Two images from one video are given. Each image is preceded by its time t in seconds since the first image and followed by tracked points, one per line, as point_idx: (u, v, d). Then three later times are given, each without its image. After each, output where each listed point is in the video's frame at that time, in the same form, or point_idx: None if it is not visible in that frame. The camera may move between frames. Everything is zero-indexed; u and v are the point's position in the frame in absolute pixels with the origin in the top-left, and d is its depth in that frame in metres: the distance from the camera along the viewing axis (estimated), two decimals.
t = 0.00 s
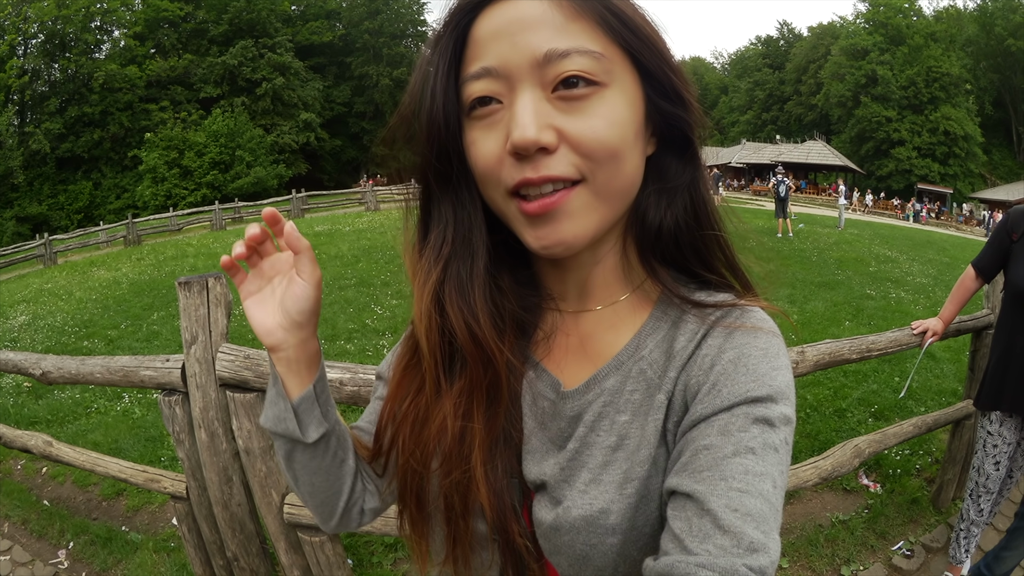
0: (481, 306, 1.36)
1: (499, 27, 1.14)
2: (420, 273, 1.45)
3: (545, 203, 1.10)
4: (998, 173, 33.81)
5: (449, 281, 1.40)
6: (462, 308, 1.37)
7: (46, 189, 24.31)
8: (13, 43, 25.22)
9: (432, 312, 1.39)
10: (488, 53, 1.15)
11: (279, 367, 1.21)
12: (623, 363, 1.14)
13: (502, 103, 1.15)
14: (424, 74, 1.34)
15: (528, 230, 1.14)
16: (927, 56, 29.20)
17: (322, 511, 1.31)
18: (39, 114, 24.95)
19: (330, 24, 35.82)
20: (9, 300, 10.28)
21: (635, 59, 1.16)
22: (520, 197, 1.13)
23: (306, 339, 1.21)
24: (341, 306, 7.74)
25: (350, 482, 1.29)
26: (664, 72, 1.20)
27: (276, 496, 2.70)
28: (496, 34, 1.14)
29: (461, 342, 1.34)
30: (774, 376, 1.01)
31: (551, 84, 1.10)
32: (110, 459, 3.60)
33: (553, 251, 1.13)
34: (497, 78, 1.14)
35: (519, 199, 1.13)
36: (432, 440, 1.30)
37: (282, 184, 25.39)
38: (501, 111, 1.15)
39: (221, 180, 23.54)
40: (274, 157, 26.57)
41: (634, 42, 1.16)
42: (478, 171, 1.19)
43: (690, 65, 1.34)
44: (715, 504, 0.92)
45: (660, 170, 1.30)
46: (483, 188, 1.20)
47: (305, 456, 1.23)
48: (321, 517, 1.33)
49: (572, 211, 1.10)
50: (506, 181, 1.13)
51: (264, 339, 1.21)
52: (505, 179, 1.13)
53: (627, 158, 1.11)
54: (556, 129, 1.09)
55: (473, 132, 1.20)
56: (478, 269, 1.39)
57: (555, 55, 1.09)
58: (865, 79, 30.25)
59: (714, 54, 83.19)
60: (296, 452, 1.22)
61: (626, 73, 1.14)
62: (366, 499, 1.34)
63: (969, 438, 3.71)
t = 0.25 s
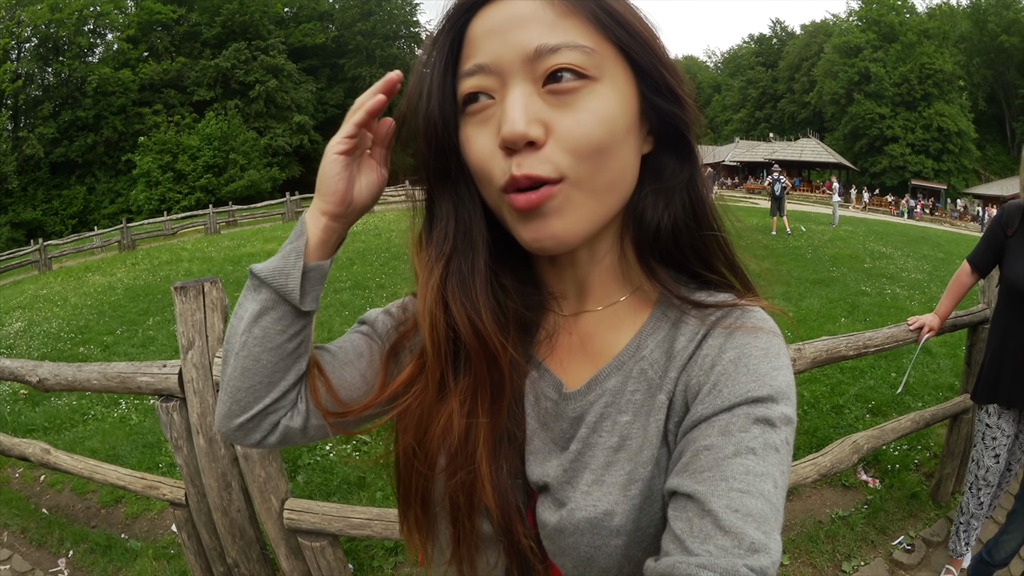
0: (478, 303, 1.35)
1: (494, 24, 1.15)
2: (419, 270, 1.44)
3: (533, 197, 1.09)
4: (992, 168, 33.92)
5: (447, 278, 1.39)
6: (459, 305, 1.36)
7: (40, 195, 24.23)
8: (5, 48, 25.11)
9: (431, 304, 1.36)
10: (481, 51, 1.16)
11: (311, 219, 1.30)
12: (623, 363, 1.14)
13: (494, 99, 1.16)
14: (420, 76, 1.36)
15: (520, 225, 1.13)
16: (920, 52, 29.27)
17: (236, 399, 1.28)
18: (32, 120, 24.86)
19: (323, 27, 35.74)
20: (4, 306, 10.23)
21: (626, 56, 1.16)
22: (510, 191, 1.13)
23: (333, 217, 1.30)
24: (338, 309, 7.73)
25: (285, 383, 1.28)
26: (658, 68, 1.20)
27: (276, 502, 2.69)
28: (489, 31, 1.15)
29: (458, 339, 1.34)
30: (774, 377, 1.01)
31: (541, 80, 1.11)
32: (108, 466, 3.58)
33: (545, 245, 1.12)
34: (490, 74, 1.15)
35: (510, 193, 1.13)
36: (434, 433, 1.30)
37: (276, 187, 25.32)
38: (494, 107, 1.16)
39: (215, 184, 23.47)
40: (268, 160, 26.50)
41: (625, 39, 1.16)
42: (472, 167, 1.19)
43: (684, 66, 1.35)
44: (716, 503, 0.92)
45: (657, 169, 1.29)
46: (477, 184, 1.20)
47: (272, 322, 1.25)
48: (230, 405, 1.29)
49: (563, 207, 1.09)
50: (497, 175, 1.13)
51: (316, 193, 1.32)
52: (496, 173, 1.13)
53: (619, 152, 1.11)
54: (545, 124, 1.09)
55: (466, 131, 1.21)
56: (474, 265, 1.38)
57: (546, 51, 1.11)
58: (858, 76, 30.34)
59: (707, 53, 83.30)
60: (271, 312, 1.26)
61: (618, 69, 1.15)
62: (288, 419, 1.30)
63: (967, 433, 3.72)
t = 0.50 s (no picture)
0: (481, 298, 1.35)
1: (509, 22, 1.17)
2: (423, 263, 1.44)
3: (535, 188, 1.10)
4: (991, 174, 33.99)
5: (450, 272, 1.39)
6: (460, 298, 1.35)
7: (40, 198, 24.28)
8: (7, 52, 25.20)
9: (436, 294, 1.35)
10: (493, 46, 1.18)
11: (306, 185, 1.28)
12: (625, 365, 1.14)
13: (503, 93, 1.17)
14: (435, 73, 1.38)
15: (520, 217, 1.13)
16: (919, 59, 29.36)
17: (224, 375, 1.23)
18: (33, 123, 24.94)
19: (324, 32, 35.89)
20: (4, 309, 10.23)
21: (634, 60, 1.17)
22: (512, 180, 1.12)
23: (332, 187, 1.28)
24: (337, 314, 7.73)
25: (276, 360, 1.23)
26: (663, 73, 1.21)
27: (275, 505, 2.68)
28: (501, 28, 1.17)
29: (461, 332, 1.34)
30: (775, 379, 1.02)
31: (550, 76, 1.12)
32: (108, 468, 3.58)
33: (545, 238, 1.12)
34: (501, 68, 1.16)
35: (512, 183, 1.13)
36: (438, 428, 1.29)
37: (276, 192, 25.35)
38: (502, 100, 1.16)
39: (215, 188, 23.51)
40: (268, 165, 26.55)
41: (633, 42, 1.18)
42: (476, 158, 1.19)
43: (689, 73, 1.37)
44: (716, 505, 0.92)
45: (660, 174, 1.30)
46: (480, 178, 1.21)
47: (265, 292, 1.22)
48: (217, 384, 1.24)
49: (565, 199, 1.09)
50: (501, 165, 1.13)
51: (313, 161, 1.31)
52: (499, 164, 1.13)
53: (622, 151, 1.11)
54: (551, 117, 1.09)
55: (473, 124, 1.22)
56: (477, 257, 1.38)
57: (556, 49, 1.12)
58: (857, 82, 30.46)
59: (706, 59, 83.62)
60: (265, 279, 1.22)
61: (626, 72, 1.16)
62: (279, 401, 1.24)
63: (968, 437, 3.71)
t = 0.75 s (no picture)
0: (482, 291, 1.35)
1: (515, 14, 1.16)
2: (424, 255, 1.43)
3: (536, 184, 1.10)
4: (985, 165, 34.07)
5: (450, 262, 1.38)
6: (462, 289, 1.35)
7: (33, 198, 24.15)
8: None
9: (437, 287, 1.35)
10: (500, 38, 1.17)
11: (221, 218, 1.17)
12: (623, 362, 1.14)
13: (507, 86, 1.16)
14: (440, 62, 1.37)
15: (519, 212, 1.13)
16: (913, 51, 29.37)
17: (224, 421, 1.17)
18: (25, 122, 24.76)
19: (316, 28, 35.67)
20: None
21: (640, 56, 1.16)
22: (511, 175, 1.12)
23: (239, 205, 1.20)
24: (331, 311, 7.71)
25: (266, 390, 1.17)
26: (670, 69, 1.20)
27: (272, 503, 2.68)
28: (510, 17, 1.15)
29: (460, 323, 1.33)
30: (774, 377, 1.02)
31: (554, 72, 1.11)
32: (104, 468, 3.57)
33: (543, 235, 1.12)
34: (505, 62, 1.16)
35: (511, 178, 1.12)
36: (435, 424, 1.28)
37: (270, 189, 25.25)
38: (506, 93, 1.16)
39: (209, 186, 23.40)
40: (261, 162, 26.42)
41: (640, 39, 1.17)
42: (478, 150, 1.18)
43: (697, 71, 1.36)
44: (716, 504, 0.92)
45: (663, 172, 1.30)
46: (481, 171, 1.20)
47: (226, 329, 1.14)
48: (222, 429, 1.18)
49: (565, 196, 1.09)
50: (502, 160, 1.13)
51: (207, 197, 1.20)
52: (501, 159, 1.13)
53: (625, 150, 1.11)
54: (554, 112, 1.09)
55: (477, 115, 1.21)
56: (478, 251, 1.38)
57: (562, 44, 1.11)
58: (851, 75, 30.49)
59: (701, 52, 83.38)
60: (220, 320, 1.14)
61: (632, 70, 1.15)
62: (282, 431, 1.20)
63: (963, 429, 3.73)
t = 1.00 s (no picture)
0: (484, 295, 1.34)
1: (518, 18, 1.15)
2: (427, 257, 1.43)
3: (538, 191, 1.10)
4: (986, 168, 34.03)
5: (452, 266, 1.39)
6: (463, 293, 1.35)
7: (35, 198, 24.18)
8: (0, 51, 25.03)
9: (438, 292, 1.35)
10: (501, 44, 1.17)
11: (236, 244, 1.18)
12: (624, 364, 1.14)
13: (509, 91, 1.16)
14: (441, 66, 1.36)
15: (520, 218, 1.13)
16: (914, 53, 29.38)
17: (239, 443, 1.18)
18: (27, 122, 24.79)
19: (318, 29, 35.72)
20: None
21: (642, 61, 1.16)
22: (514, 181, 1.12)
23: (259, 230, 1.21)
24: (332, 312, 7.71)
25: (279, 414, 1.19)
26: (672, 76, 1.20)
27: (271, 504, 2.68)
28: (512, 24, 1.16)
29: (463, 328, 1.33)
30: (774, 378, 1.02)
31: (557, 78, 1.11)
32: (104, 468, 3.57)
33: (545, 242, 1.12)
34: (507, 67, 1.15)
35: (514, 184, 1.13)
36: (437, 430, 1.28)
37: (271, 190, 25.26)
38: (509, 99, 1.16)
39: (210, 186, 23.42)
40: (262, 163, 26.43)
41: (643, 43, 1.16)
42: (480, 156, 1.19)
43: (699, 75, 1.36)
44: (715, 505, 0.92)
45: (664, 176, 1.30)
46: (484, 176, 1.20)
47: (242, 356, 1.15)
48: (236, 453, 1.19)
49: (566, 203, 1.10)
50: (504, 165, 1.13)
51: (225, 221, 1.21)
52: (503, 166, 1.13)
53: (627, 157, 1.11)
54: (557, 120, 1.09)
55: (479, 120, 1.21)
56: (480, 255, 1.38)
57: (565, 49, 1.10)
58: (852, 77, 30.51)
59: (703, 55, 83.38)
60: (237, 347, 1.15)
61: (635, 74, 1.15)
62: (295, 452, 1.21)
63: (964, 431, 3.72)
